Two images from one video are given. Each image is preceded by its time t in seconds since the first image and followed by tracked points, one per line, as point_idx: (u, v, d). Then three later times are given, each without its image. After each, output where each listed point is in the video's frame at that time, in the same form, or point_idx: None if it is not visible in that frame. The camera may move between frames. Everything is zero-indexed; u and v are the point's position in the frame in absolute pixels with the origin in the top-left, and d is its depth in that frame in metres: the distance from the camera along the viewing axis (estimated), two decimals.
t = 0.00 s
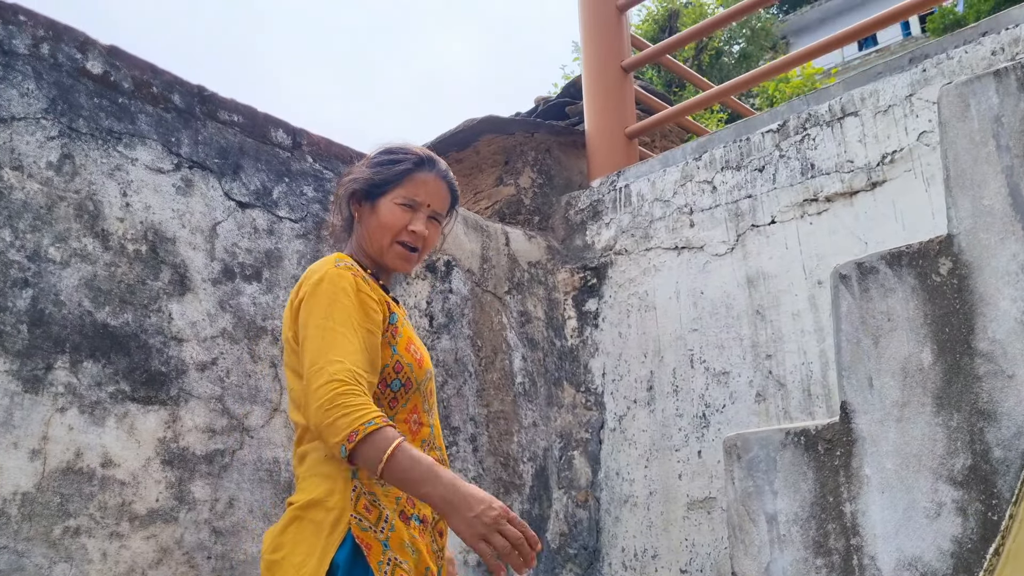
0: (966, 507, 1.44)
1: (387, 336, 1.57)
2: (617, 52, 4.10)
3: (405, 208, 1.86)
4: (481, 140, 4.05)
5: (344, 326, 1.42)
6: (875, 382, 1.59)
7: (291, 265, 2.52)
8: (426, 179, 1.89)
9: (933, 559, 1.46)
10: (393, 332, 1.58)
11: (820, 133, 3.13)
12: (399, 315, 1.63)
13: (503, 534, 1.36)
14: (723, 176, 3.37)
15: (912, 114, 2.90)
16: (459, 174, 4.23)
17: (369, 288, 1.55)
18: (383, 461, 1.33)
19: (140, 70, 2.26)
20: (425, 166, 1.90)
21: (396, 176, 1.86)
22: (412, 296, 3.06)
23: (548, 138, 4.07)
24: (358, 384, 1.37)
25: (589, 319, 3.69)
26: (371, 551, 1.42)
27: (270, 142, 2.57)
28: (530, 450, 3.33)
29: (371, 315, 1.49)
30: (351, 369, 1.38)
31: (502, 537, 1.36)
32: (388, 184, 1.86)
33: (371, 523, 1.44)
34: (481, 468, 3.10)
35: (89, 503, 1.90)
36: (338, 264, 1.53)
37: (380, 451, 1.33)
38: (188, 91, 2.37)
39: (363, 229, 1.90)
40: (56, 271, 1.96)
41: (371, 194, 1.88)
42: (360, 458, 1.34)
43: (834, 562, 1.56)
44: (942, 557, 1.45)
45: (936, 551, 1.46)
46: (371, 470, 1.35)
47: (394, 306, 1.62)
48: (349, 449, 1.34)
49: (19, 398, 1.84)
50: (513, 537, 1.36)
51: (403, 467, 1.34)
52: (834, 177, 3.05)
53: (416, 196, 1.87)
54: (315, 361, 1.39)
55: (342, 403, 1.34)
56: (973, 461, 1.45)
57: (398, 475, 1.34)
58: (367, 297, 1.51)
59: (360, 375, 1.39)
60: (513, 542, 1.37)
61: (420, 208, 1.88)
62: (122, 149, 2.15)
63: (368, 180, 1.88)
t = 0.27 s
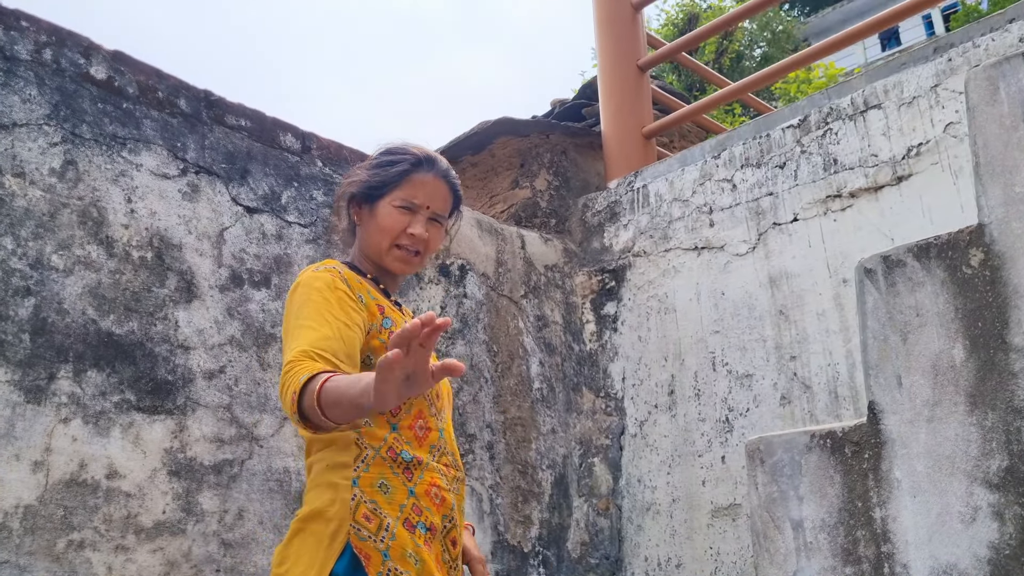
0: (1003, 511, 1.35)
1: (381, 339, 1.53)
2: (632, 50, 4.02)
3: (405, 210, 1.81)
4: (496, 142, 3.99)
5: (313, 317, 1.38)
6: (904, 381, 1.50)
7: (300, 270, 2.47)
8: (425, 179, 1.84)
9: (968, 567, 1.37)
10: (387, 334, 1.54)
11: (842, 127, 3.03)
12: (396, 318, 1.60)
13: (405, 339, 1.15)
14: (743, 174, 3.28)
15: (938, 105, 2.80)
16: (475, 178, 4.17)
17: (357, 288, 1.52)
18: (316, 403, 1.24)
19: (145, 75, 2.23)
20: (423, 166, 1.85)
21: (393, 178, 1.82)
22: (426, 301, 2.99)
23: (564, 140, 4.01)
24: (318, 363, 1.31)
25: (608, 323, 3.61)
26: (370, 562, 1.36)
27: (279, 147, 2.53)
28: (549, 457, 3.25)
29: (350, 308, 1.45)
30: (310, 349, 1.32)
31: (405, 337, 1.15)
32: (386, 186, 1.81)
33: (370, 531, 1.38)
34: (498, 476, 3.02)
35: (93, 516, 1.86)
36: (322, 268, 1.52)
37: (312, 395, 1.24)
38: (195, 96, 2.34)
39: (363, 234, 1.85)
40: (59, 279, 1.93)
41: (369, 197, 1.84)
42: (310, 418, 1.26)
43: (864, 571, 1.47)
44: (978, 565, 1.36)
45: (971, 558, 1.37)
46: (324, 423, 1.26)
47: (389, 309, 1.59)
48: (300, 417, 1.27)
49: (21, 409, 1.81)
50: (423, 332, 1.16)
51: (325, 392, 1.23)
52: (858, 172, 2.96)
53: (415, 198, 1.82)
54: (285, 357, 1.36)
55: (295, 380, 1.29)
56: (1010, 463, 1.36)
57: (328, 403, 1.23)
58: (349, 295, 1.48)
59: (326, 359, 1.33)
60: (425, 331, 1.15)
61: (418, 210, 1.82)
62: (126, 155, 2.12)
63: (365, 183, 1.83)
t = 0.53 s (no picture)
0: None
1: (376, 349, 1.54)
2: (644, 51, 3.96)
3: (402, 217, 1.78)
4: (507, 146, 3.94)
5: (302, 343, 1.41)
6: (930, 382, 1.47)
7: (308, 276, 2.44)
8: (421, 184, 1.80)
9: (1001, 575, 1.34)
10: (383, 344, 1.55)
11: (861, 124, 2.95)
12: (393, 327, 1.60)
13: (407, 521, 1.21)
14: (759, 174, 3.21)
15: (960, 99, 2.71)
16: (487, 183, 4.12)
17: (350, 302, 1.54)
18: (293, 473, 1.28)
19: (149, 81, 2.20)
20: (419, 171, 1.81)
21: (389, 185, 1.78)
22: (436, 307, 2.94)
23: (576, 143, 3.95)
24: (302, 399, 1.35)
25: (623, 328, 3.55)
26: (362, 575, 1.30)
27: (285, 152, 2.50)
28: (565, 465, 3.18)
29: (342, 328, 1.46)
30: (295, 385, 1.36)
31: (411, 519, 1.21)
32: (382, 194, 1.78)
33: (365, 542, 1.32)
34: (512, 485, 2.96)
35: (96, 528, 1.82)
36: (315, 283, 1.52)
37: (293, 465, 1.27)
38: (200, 101, 2.31)
39: (362, 244, 1.82)
40: (61, 287, 1.90)
41: (365, 206, 1.80)
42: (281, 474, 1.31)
43: None
44: (1011, 572, 1.33)
45: (1004, 565, 1.34)
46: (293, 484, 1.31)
47: (386, 318, 1.60)
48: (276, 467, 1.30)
49: (22, 420, 1.78)
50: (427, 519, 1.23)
51: (310, 475, 1.26)
52: (878, 169, 2.87)
53: (412, 204, 1.79)
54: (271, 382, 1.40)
55: (279, 420, 1.32)
56: None
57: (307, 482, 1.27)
58: (341, 311, 1.49)
59: (311, 390, 1.37)
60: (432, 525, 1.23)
61: (417, 216, 1.78)
62: (130, 162, 2.09)
63: (361, 192, 1.80)
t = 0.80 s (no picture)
0: None
1: (380, 359, 1.48)
2: (658, 52, 3.89)
3: (404, 224, 1.71)
4: (519, 151, 3.87)
5: (305, 368, 1.38)
6: (963, 384, 1.43)
7: (314, 284, 2.38)
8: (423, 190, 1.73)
9: None
10: (387, 354, 1.49)
11: (881, 121, 2.86)
12: (398, 336, 1.54)
13: None
14: (777, 175, 3.12)
15: (984, 94, 2.62)
16: (498, 189, 4.06)
17: (352, 314, 1.49)
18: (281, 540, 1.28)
19: (150, 85, 2.16)
20: (420, 177, 1.74)
21: (390, 192, 1.71)
22: (447, 313, 2.87)
23: (589, 146, 3.89)
24: (305, 433, 1.33)
25: (639, 334, 3.47)
26: None
27: (291, 157, 2.45)
28: (581, 475, 3.10)
29: (344, 346, 1.42)
30: (299, 418, 1.34)
31: None
32: (382, 201, 1.71)
33: (369, 557, 1.33)
34: (526, 497, 2.87)
35: (95, 545, 1.77)
36: (316, 298, 1.48)
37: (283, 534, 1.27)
38: (203, 106, 2.26)
39: (365, 254, 1.75)
40: (59, 296, 1.86)
41: (366, 215, 1.73)
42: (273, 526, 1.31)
43: None
44: None
45: None
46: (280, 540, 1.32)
47: (391, 328, 1.54)
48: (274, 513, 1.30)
49: (18, 433, 1.73)
50: None
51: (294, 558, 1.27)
52: (900, 167, 2.78)
53: (414, 210, 1.72)
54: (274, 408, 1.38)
55: (281, 459, 1.31)
56: None
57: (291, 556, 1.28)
58: (343, 327, 1.45)
59: (314, 418, 1.35)
60: None
61: (419, 223, 1.71)
62: (130, 167, 2.05)
63: (361, 200, 1.73)
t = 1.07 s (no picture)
0: None
1: (393, 360, 1.41)
2: (674, 46, 3.81)
3: (416, 221, 1.64)
4: (534, 150, 3.80)
5: (315, 368, 1.31)
6: (1006, 382, 1.36)
7: (324, 285, 2.32)
8: (435, 184, 1.66)
9: None
10: (401, 354, 1.42)
11: (908, 112, 2.75)
12: (412, 335, 1.47)
13: None
14: (800, 169, 3.03)
15: (1016, 81, 2.51)
16: (513, 189, 3.99)
17: (364, 314, 1.41)
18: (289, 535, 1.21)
19: (154, 83, 2.11)
20: (432, 171, 1.67)
21: (401, 187, 1.64)
22: (461, 315, 2.79)
23: (605, 145, 3.82)
24: (317, 434, 1.26)
25: (658, 335, 3.38)
26: None
27: (299, 156, 2.39)
28: (600, 480, 3.01)
29: (355, 345, 1.35)
30: (306, 417, 1.26)
31: None
32: (393, 197, 1.64)
33: (382, 568, 1.26)
34: (544, 503, 2.79)
35: (97, 555, 1.71)
36: (326, 296, 1.41)
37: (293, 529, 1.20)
38: (208, 104, 2.21)
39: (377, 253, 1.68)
40: (60, 298, 1.80)
41: (377, 212, 1.67)
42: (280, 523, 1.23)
43: None
44: None
45: None
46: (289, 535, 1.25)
47: (404, 327, 1.47)
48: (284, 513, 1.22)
49: (17, 440, 1.68)
50: None
51: (304, 552, 1.19)
52: (928, 159, 2.67)
53: (426, 206, 1.65)
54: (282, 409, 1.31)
55: (290, 460, 1.23)
56: None
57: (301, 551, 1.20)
58: (355, 327, 1.38)
59: (325, 419, 1.27)
60: None
61: (432, 219, 1.64)
62: (134, 166, 1.99)
63: (371, 198, 1.67)
